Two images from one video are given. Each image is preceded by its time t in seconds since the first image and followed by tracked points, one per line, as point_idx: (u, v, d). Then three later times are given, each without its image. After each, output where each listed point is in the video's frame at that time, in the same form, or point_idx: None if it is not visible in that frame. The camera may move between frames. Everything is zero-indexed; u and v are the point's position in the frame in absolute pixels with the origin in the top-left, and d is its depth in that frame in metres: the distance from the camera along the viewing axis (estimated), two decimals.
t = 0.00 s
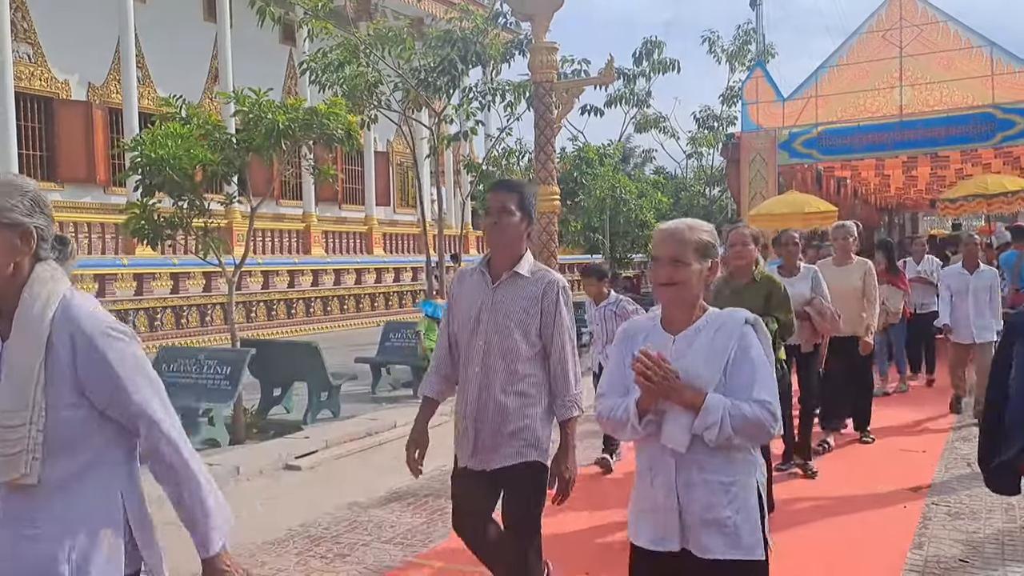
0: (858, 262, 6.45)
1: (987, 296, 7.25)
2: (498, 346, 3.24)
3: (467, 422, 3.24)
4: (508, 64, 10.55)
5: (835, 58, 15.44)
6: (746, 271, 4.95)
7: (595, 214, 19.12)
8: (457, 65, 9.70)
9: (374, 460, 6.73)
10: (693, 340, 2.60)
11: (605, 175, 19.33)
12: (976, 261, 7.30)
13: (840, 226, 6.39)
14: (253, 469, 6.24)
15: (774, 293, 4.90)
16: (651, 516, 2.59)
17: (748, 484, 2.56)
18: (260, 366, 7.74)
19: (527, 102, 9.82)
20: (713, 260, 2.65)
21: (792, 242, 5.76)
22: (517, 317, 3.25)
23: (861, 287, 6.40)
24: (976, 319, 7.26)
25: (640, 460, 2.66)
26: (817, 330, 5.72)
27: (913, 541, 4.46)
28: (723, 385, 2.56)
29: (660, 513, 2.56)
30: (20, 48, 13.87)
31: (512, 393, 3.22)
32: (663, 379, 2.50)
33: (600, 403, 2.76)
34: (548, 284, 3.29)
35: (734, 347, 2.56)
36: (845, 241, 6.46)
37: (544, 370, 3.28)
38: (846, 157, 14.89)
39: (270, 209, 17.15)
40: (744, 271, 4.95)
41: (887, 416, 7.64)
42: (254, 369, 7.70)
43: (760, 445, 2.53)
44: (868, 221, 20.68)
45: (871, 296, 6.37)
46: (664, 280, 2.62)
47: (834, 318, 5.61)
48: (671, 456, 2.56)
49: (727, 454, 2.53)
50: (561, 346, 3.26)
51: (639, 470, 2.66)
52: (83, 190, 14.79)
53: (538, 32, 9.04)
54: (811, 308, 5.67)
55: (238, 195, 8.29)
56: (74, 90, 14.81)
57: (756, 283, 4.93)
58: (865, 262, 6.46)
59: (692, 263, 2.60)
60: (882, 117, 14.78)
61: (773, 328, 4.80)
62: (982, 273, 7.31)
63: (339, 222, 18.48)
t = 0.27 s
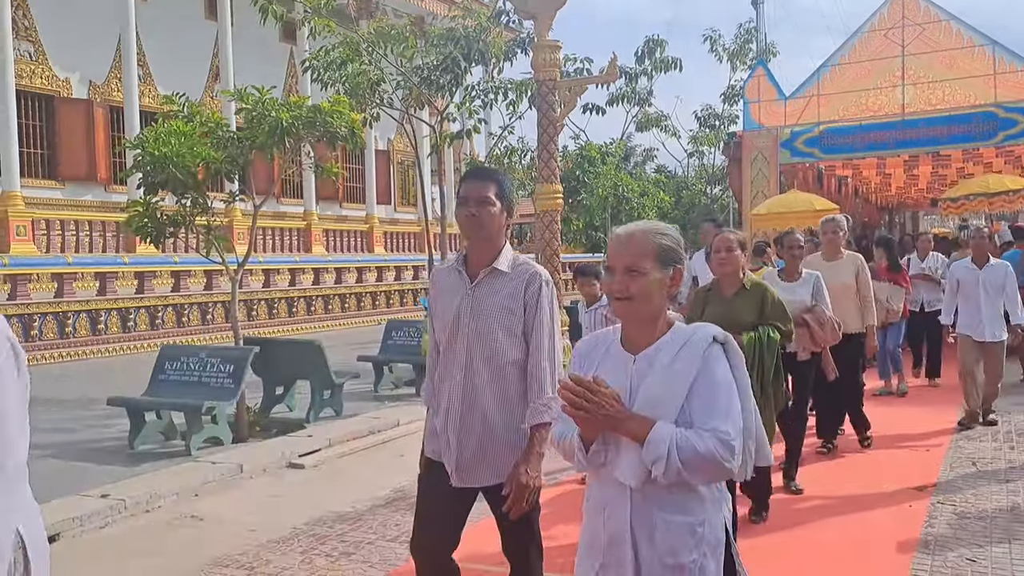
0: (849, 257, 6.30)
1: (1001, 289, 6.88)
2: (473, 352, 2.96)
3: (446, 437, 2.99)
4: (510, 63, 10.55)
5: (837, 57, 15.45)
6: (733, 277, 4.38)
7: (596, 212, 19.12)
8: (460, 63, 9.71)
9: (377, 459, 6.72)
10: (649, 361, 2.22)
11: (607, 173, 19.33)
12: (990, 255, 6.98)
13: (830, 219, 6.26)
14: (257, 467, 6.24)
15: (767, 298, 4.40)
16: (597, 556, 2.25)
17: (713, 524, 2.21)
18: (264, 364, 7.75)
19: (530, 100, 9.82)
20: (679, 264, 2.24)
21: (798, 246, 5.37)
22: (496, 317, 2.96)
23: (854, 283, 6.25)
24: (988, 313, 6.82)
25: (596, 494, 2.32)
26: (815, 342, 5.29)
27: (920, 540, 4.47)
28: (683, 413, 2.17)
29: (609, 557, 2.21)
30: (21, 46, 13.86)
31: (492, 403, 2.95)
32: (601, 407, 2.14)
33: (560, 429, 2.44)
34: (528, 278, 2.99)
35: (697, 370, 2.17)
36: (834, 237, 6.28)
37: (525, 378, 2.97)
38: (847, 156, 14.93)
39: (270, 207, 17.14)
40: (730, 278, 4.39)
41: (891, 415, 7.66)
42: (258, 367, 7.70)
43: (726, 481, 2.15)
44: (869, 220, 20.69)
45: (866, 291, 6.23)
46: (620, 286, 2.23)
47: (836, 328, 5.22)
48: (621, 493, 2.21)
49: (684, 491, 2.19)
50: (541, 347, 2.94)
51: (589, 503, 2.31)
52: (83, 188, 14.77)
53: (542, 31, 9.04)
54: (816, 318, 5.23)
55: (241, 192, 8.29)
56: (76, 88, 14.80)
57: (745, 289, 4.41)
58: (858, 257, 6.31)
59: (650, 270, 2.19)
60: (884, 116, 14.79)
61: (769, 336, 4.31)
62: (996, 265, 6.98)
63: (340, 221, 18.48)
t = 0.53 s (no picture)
0: (849, 258, 6.09)
1: (1004, 293, 6.85)
2: (430, 359, 2.83)
3: (402, 454, 2.82)
4: (512, 62, 10.56)
5: (837, 57, 15.46)
6: (721, 271, 4.16)
7: (597, 211, 19.13)
8: (461, 62, 9.72)
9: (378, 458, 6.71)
10: (565, 364, 1.93)
11: (608, 172, 19.35)
12: (992, 259, 6.95)
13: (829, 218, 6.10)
14: (258, 466, 6.24)
15: (759, 292, 4.19)
16: None
17: (630, 557, 1.92)
18: (265, 364, 7.74)
19: (531, 99, 9.82)
20: (598, 254, 2.00)
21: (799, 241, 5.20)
22: (446, 322, 2.83)
23: (853, 281, 6.05)
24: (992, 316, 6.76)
25: (500, 521, 2.00)
26: (813, 338, 5.23)
27: (923, 539, 4.48)
28: (608, 426, 1.89)
29: None
30: (21, 45, 13.84)
31: (449, 415, 2.81)
32: (531, 429, 1.81)
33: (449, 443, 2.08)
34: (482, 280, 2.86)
35: (621, 375, 1.89)
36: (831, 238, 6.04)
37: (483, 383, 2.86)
38: (847, 155, 14.97)
39: (271, 206, 17.14)
40: (718, 273, 4.17)
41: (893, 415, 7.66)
42: (259, 366, 7.70)
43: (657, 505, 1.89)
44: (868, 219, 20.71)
45: (865, 289, 6.02)
46: (529, 278, 1.96)
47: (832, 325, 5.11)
48: (532, 519, 1.91)
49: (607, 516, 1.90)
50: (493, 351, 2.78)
51: (497, 529, 2.00)
52: (83, 187, 14.76)
53: (543, 30, 9.04)
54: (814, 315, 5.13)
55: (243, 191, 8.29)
56: (76, 87, 14.79)
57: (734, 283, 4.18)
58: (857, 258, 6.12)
59: (561, 260, 1.95)
60: (885, 116, 14.80)
61: (767, 330, 4.09)
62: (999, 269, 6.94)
63: (340, 220, 18.48)
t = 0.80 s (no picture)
0: (849, 257, 5.91)
1: (1001, 290, 6.70)
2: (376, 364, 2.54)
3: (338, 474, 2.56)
4: (512, 61, 10.57)
5: (836, 57, 15.48)
6: (716, 278, 3.84)
7: (597, 211, 19.15)
8: (462, 61, 9.75)
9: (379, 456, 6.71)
10: (472, 395, 1.66)
11: (608, 172, 19.38)
12: (992, 255, 6.80)
13: (828, 216, 5.86)
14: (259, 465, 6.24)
15: (753, 304, 3.81)
16: None
17: None
18: (266, 363, 7.74)
19: (531, 98, 9.83)
20: (505, 264, 1.74)
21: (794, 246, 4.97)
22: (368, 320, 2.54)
23: (852, 283, 5.90)
24: (987, 316, 6.68)
25: None
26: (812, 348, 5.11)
27: (924, 538, 4.48)
28: (524, 464, 1.64)
29: None
30: (21, 43, 13.83)
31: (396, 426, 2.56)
32: (451, 467, 1.52)
33: (338, 494, 1.78)
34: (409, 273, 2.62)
35: (539, 403, 1.65)
36: (831, 234, 5.89)
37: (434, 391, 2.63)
38: (846, 155, 15.01)
39: (271, 206, 17.15)
40: (712, 280, 3.84)
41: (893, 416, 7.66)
42: (260, 365, 7.70)
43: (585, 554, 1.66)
44: (867, 219, 20.74)
45: (866, 292, 5.88)
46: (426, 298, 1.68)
47: (831, 336, 4.98)
48: None
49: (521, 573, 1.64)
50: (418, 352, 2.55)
51: None
52: (83, 186, 14.76)
53: (543, 29, 9.05)
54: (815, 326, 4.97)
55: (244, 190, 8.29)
56: (75, 86, 14.79)
57: (727, 292, 3.84)
58: (858, 259, 5.93)
59: (464, 275, 1.68)
60: (884, 116, 14.82)
61: (756, 346, 3.68)
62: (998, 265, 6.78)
63: (339, 219, 18.49)
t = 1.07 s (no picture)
0: (842, 255, 5.73)
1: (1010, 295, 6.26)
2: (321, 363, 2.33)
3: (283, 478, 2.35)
4: (512, 59, 10.58)
5: (836, 55, 15.50)
6: (703, 271, 3.69)
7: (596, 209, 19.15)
8: (462, 59, 9.77)
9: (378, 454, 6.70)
10: (323, 390, 1.43)
11: (607, 170, 19.38)
12: (1001, 256, 6.35)
13: (824, 211, 5.74)
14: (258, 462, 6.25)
15: (739, 299, 3.64)
16: None
17: None
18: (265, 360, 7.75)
19: (530, 96, 9.84)
20: (387, 236, 1.49)
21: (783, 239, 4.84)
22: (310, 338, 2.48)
23: (847, 280, 5.67)
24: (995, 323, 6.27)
25: None
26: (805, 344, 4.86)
27: (922, 534, 4.49)
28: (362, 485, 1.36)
29: None
30: (19, 41, 13.82)
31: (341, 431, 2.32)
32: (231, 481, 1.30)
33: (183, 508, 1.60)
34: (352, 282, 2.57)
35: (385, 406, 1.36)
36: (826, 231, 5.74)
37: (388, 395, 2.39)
38: (845, 154, 15.01)
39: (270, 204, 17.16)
40: (700, 272, 3.69)
41: (891, 414, 7.67)
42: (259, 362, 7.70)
43: None
44: (866, 217, 20.76)
45: (859, 289, 5.66)
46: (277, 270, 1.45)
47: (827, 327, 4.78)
48: None
49: None
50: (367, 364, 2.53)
51: None
52: (82, 184, 14.75)
53: (543, 27, 9.06)
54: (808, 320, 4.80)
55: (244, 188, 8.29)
56: (74, 84, 14.78)
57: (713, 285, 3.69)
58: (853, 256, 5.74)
59: (322, 240, 1.44)
60: (883, 114, 14.83)
61: (733, 343, 3.50)
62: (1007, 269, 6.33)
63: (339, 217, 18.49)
